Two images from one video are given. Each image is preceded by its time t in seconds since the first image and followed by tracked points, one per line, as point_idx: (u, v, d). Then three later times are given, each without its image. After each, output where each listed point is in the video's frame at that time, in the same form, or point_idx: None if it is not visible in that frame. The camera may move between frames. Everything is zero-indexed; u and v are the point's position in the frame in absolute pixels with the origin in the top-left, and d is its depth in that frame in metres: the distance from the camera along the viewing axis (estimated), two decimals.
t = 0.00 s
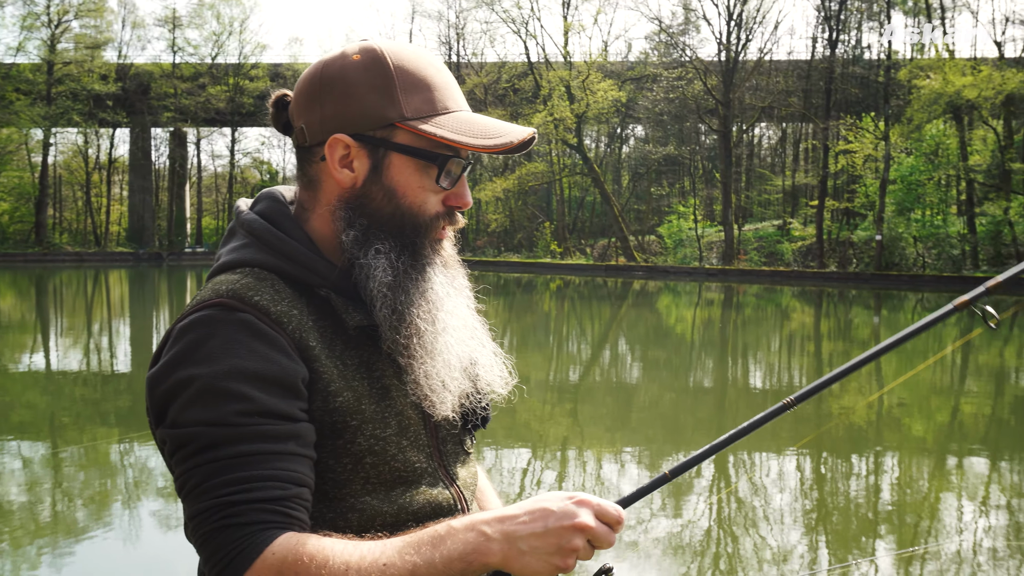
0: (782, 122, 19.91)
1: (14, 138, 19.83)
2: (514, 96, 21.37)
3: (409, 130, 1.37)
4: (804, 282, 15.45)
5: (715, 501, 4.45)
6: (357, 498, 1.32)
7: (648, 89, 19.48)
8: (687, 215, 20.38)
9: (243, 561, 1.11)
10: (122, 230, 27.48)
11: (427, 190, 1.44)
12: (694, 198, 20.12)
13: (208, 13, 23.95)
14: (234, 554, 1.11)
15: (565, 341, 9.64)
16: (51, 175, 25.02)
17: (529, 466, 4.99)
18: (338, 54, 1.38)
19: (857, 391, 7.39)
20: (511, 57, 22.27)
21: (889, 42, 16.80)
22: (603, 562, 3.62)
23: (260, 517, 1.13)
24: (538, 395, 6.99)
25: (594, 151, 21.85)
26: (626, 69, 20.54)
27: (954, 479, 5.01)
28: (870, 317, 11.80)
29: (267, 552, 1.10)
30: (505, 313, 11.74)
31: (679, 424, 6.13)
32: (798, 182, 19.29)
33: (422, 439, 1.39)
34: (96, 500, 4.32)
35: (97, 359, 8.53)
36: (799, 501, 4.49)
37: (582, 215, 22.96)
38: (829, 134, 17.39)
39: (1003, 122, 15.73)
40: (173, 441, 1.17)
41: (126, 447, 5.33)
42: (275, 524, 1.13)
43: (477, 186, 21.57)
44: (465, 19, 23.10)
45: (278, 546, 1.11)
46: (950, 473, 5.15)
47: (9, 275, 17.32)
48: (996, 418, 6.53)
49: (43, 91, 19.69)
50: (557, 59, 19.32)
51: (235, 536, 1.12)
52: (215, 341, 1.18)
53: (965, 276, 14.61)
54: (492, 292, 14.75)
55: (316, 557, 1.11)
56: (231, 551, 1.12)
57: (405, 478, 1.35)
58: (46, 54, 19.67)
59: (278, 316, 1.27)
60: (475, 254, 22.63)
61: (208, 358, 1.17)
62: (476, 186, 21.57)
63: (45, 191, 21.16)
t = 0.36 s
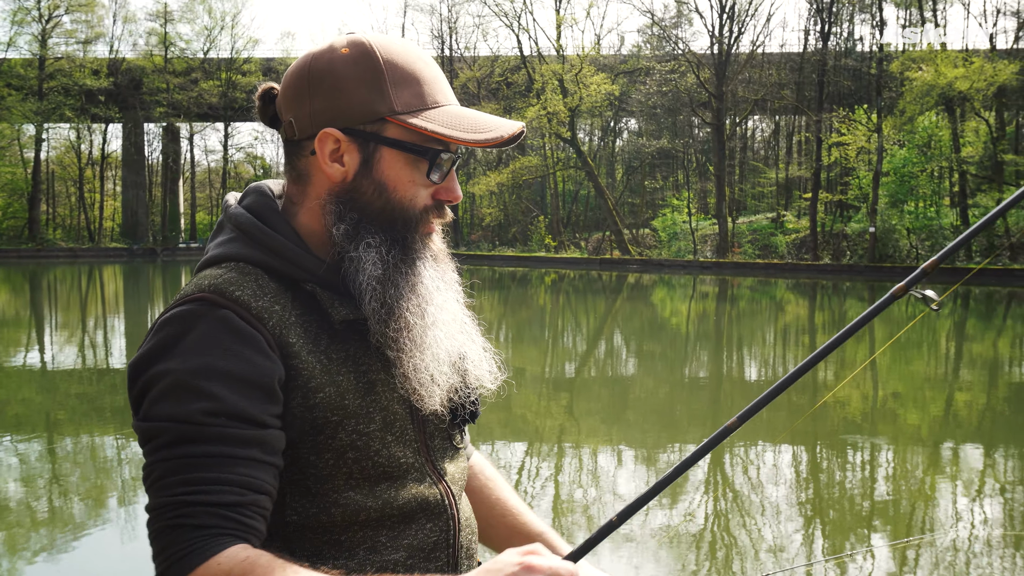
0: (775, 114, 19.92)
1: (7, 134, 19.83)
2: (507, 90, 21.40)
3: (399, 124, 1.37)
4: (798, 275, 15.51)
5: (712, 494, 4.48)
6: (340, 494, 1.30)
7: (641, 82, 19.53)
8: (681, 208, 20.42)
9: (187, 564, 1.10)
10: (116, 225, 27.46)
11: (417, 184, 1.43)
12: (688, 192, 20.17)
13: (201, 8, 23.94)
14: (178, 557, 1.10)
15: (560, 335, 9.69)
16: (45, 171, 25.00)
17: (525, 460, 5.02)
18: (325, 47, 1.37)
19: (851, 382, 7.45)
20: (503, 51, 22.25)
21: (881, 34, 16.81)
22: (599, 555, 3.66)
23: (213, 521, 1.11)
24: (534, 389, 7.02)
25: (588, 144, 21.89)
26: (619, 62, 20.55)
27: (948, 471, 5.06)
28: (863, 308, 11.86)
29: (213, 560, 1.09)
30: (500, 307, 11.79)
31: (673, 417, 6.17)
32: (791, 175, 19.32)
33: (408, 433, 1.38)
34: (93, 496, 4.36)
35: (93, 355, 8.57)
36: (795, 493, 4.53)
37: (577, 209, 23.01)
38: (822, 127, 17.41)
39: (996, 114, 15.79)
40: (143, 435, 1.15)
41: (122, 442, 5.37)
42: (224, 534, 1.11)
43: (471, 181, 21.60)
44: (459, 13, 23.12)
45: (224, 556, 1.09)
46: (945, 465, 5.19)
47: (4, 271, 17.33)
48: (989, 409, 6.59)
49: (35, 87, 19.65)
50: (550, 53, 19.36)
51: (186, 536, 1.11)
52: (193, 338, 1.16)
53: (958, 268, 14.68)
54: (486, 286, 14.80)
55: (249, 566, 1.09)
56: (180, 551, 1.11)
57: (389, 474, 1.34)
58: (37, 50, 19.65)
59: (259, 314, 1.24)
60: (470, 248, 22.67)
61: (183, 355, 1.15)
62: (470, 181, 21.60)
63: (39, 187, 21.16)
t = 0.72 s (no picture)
0: (784, 112, 19.88)
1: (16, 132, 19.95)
2: (515, 88, 21.42)
3: (416, 125, 1.31)
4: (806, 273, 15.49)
5: (721, 493, 4.45)
6: (342, 494, 1.24)
7: (649, 80, 19.54)
8: (690, 206, 20.40)
9: (138, 563, 1.07)
10: (126, 223, 27.59)
11: (433, 185, 1.37)
12: (697, 189, 20.15)
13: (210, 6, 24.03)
14: (134, 553, 1.07)
15: (569, 333, 9.70)
16: (55, 170, 25.12)
17: (534, 459, 5.00)
18: (344, 42, 1.30)
19: (861, 381, 7.42)
20: (512, 49, 22.29)
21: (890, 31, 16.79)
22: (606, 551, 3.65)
23: (176, 523, 1.08)
24: (543, 387, 7.02)
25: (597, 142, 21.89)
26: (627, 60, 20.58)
27: (959, 470, 5.03)
28: (873, 306, 11.84)
29: (166, 562, 1.06)
30: (509, 305, 11.81)
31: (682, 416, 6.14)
32: (801, 172, 19.28)
33: (415, 435, 1.31)
34: (102, 493, 4.38)
35: (103, 352, 8.62)
36: (805, 492, 4.50)
37: (586, 207, 23.02)
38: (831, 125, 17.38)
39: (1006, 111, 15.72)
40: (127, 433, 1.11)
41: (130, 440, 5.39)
42: (180, 543, 1.07)
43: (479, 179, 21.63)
44: (466, 11, 23.15)
45: (177, 562, 1.06)
46: (956, 464, 5.16)
47: (14, 269, 17.42)
48: (1002, 409, 6.55)
49: (45, 85, 19.76)
50: (558, 51, 19.39)
51: (148, 535, 1.08)
52: (187, 336, 1.12)
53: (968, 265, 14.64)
54: (495, 284, 14.82)
55: None
56: (138, 549, 1.08)
57: (394, 475, 1.27)
58: (47, 48, 19.76)
59: (257, 313, 1.18)
60: (478, 246, 22.70)
61: (174, 352, 1.11)
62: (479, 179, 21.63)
63: (48, 185, 21.27)
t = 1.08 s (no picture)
0: (805, 110, 19.72)
1: (40, 131, 20.12)
2: (534, 86, 21.40)
3: (458, 127, 1.31)
4: (828, 272, 15.38)
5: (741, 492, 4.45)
6: (369, 494, 1.26)
7: (670, 78, 19.45)
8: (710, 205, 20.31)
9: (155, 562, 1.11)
10: (147, 220, 27.73)
11: (470, 186, 1.36)
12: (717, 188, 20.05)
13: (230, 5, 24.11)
14: (155, 552, 1.11)
15: (588, 331, 9.66)
16: (78, 168, 25.30)
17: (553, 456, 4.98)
18: (382, 42, 1.29)
19: (883, 380, 7.38)
20: (531, 47, 22.23)
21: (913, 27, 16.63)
22: (627, 550, 3.64)
23: (189, 529, 1.11)
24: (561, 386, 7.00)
25: (617, 141, 21.83)
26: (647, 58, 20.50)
27: (982, 471, 5.00)
28: (895, 306, 11.75)
29: (177, 565, 1.10)
30: (527, 304, 11.79)
31: (703, 416, 6.10)
32: (822, 171, 19.13)
33: (444, 433, 1.32)
34: (124, 490, 4.41)
35: (125, 349, 8.68)
36: (827, 493, 4.48)
37: (605, 205, 22.98)
38: (853, 122, 17.25)
39: None
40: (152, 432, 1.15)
41: (152, 437, 5.42)
42: (194, 547, 1.11)
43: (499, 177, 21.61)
44: (486, 9, 23.13)
45: (188, 563, 1.10)
46: (979, 464, 5.14)
47: (37, 267, 17.57)
48: None
49: (68, 84, 19.87)
50: (578, 49, 19.33)
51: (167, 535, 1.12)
52: (213, 339, 1.13)
53: (991, 265, 14.52)
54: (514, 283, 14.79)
55: None
56: (155, 548, 1.12)
57: (420, 473, 1.29)
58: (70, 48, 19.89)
59: (281, 317, 1.19)
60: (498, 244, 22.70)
61: (200, 356, 1.13)
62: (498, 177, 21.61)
63: (71, 184, 21.43)
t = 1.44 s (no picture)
0: (827, 108, 19.56)
1: (64, 129, 20.30)
2: (554, 84, 21.37)
3: (473, 122, 1.28)
4: (849, 271, 15.27)
5: (761, 492, 4.41)
6: (403, 489, 1.25)
7: (689, 76, 19.36)
8: (730, 204, 20.20)
9: (203, 562, 1.12)
10: (169, 218, 27.91)
11: (489, 177, 1.33)
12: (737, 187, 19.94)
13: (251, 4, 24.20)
14: (201, 555, 1.12)
15: (607, 330, 9.62)
16: (101, 166, 25.50)
17: (573, 456, 4.96)
18: (389, 39, 1.28)
19: (904, 381, 7.31)
20: (551, 45, 22.26)
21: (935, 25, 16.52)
22: (644, 550, 3.62)
23: (229, 532, 1.12)
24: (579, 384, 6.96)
25: (636, 139, 21.75)
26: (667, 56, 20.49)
27: (1004, 472, 4.95)
28: (917, 305, 11.67)
29: (224, 565, 1.11)
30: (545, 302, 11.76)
31: (722, 415, 6.03)
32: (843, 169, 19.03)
33: (477, 426, 1.31)
34: (144, 485, 4.42)
35: (146, 346, 8.73)
36: (848, 493, 4.44)
37: (625, 204, 22.92)
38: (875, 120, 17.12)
39: None
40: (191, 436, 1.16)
41: (172, 433, 5.44)
42: (234, 548, 1.12)
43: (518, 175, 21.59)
44: (506, 7, 23.11)
45: (232, 564, 1.11)
46: (1001, 465, 5.09)
47: (60, 263, 17.72)
48: None
49: (91, 82, 20.10)
50: (598, 47, 19.29)
51: (207, 538, 1.13)
52: (244, 345, 1.14)
53: (1014, 264, 14.40)
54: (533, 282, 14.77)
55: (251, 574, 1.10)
56: (198, 551, 1.13)
57: (454, 468, 1.28)
58: (93, 45, 20.05)
59: (309, 319, 1.18)
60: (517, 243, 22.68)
61: (232, 362, 1.14)
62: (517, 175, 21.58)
63: (94, 181, 21.61)
